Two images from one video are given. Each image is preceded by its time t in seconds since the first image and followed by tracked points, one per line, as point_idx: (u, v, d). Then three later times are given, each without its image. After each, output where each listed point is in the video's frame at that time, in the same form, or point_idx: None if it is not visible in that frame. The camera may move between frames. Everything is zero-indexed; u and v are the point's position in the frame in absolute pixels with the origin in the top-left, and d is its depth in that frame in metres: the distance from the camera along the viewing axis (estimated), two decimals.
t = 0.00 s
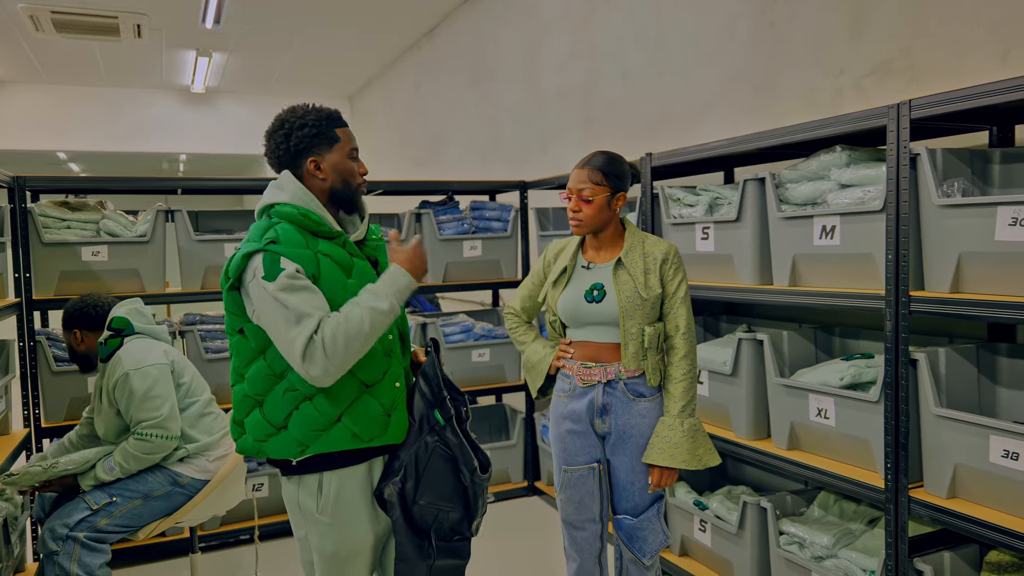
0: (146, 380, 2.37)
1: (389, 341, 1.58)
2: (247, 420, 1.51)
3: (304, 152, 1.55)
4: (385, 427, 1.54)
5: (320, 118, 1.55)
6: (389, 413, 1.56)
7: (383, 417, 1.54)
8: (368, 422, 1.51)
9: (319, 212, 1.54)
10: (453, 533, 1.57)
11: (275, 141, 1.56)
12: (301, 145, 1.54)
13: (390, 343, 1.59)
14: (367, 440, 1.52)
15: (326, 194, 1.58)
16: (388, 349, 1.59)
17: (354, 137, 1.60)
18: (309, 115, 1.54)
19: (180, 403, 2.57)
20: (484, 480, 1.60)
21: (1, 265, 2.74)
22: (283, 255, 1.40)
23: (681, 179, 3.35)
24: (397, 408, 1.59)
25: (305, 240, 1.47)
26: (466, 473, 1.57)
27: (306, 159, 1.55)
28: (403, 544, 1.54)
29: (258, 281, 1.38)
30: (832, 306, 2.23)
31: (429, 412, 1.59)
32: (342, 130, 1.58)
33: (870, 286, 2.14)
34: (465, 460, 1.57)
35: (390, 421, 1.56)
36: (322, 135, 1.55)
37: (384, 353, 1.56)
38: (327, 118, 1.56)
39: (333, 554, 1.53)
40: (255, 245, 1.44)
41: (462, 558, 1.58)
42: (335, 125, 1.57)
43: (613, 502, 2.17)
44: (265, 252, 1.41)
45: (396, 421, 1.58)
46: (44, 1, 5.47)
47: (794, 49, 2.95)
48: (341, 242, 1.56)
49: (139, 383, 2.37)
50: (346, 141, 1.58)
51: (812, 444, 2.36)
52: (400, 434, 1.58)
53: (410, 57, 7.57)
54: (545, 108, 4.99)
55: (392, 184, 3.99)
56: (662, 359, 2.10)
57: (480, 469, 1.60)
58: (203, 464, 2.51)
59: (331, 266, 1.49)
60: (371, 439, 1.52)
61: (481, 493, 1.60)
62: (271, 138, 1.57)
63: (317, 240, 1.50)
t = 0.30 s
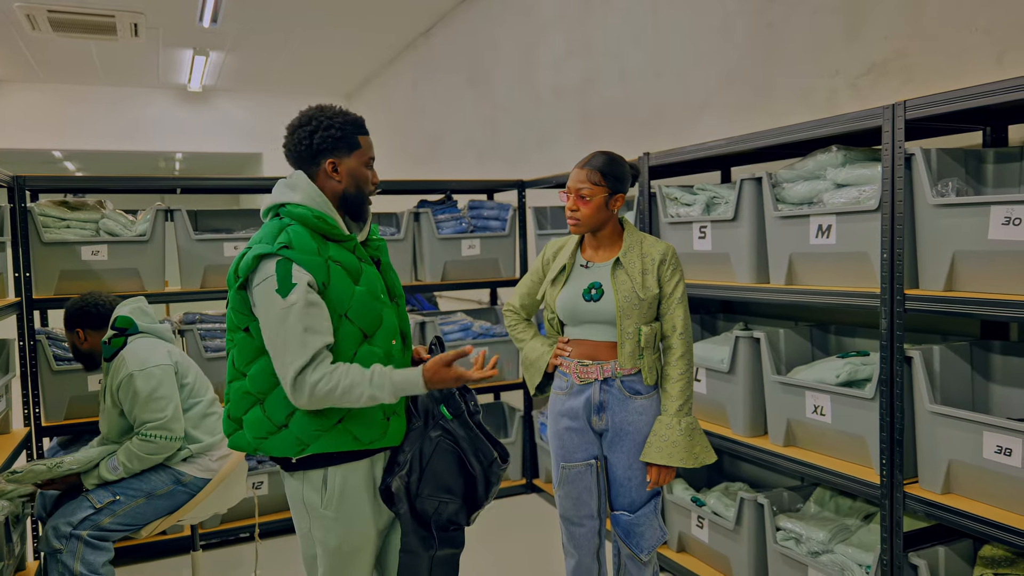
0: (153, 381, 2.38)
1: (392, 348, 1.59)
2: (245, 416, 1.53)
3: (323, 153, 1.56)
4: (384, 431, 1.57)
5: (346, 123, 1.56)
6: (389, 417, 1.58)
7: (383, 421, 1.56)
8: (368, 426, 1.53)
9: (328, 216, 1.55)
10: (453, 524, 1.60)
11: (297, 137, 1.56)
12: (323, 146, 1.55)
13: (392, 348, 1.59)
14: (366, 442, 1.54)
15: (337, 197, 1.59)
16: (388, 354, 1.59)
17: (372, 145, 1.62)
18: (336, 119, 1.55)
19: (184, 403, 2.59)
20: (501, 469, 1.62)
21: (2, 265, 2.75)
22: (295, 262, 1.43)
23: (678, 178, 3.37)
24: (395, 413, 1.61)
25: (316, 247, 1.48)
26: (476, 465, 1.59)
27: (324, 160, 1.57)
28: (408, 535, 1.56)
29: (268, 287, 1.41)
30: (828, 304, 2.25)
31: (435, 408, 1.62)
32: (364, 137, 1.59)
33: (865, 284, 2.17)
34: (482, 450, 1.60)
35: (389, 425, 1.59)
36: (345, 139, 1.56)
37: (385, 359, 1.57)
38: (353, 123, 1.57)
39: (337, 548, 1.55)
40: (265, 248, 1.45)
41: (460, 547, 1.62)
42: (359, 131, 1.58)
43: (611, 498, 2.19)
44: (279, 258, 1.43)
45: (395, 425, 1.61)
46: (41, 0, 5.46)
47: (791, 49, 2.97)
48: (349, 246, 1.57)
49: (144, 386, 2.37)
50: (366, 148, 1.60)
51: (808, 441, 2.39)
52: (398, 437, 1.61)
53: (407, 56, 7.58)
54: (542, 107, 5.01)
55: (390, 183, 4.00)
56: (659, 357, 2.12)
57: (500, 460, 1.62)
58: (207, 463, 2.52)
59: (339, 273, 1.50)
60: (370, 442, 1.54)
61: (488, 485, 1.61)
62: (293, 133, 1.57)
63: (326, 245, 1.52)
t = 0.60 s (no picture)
0: (156, 379, 2.40)
1: (386, 349, 1.60)
2: (241, 407, 1.57)
3: (329, 152, 1.57)
4: (371, 433, 1.56)
5: (353, 124, 1.56)
6: (376, 419, 1.58)
7: (371, 421, 1.56)
8: (355, 426, 1.54)
9: (329, 216, 1.56)
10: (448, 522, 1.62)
11: (304, 135, 1.57)
12: (328, 145, 1.56)
13: (385, 349, 1.60)
14: (352, 442, 1.54)
15: (341, 196, 1.61)
16: (380, 356, 1.58)
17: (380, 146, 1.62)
18: (343, 119, 1.56)
19: (187, 402, 2.60)
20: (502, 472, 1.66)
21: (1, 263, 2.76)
22: (287, 262, 1.45)
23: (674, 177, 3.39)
24: (386, 417, 1.61)
25: (311, 248, 1.50)
26: (472, 466, 1.62)
27: (329, 159, 1.58)
28: (404, 535, 1.58)
29: (259, 285, 1.44)
30: (824, 302, 2.28)
31: (432, 409, 1.64)
32: (371, 139, 1.59)
33: (859, 281, 2.19)
34: (482, 453, 1.64)
35: (378, 427, 1.58)
36: (351, 140, 1.57)
37: (376, 360, 1.57)
38: (361, 124, 1.57)
39: (331, 540, 1.56)
40: (262, 247, 1.48)
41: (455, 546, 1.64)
42: (366, 132, 1.58)
43: (608, 493, 2.21)
44: (272, 256, 1.45)
45: (385, 426, 1.60)
46: None
47: (787, 48, 3.00)
48: (346, 246, 1.57)
49: (148, 384, 2.39)
50: (373, 149, 1.60)
51: (803, 437, 2.42)
52: (385, 440, 1.60)
53: (404, 54, 7.59)
54: (540, 106, 5.03)
55: (388, 181, 4.01)
56: (655, 355, 2.15)
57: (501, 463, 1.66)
58: (208, 461, 2.54)
59: (332, 273, 1.51)
60: (355, 441, 1.54)
61: (485, 485, 1.64)
62: (300, 131, 1.58)
63: (322, 245, 1.53)
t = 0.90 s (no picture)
0: (156, 376, 2.42)
1: (378, 346, 1.61)
2: (238, 400, 1.59)
3: (320, 151, 1.59)
4: (363, 427, 1.58)
5: (342, 121, 1.58)
6: (369, 414, 1.59)
7: (363, 417, 1.58)
8: (347, 420, 1.56)
9: (322, 214, 1.58)
10: (442, 520, 1.66)
11: (296, 137, 1.60)
12: (319, 144, 1.58)
13: (379, 347, 1.61)
14: (344, 436, 1.56)
15: (335, 193, 1.63)
16: (372, 354, 1.59)
17: (371, 142, 1.64)
18: (332, 117, 1.58)
19: (187, 399, 2.62)
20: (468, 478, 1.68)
21: None
22: (279, 260, 1.47)
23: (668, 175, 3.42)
24: (377, 413, 1.62)
25: (304, 246, 1.51)
26: (453, 469, 1.65)
27: (321, 157, 1.60)
28: (396, 532, 1.60)
29: (253, 283, 1.47)
30: (816, 299, 2.30)
31: (421, 407, 1.66)
32: (362, 135, 1.61)
33: (850, 278, 2.22)
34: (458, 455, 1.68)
35: (369, 423, 1.60)
36: (342, 137, 1.58)
37: (369, 357, 1.58)
38: (350, 121, 1.59)
39: (326, 531, 1.58)
40: (256, 244, 1.50)
41: (449, 543, 1.67)
42: (357, 129, 1.60)
43: (602, 488, 2.24)
44: (266, 254, 1.47)
45: (376, 422, 1.61)
46: None
47: (780, 47, 3.02)
48: (340, 244, 1.59)
49: (148, 381, 2.41)
50: (364, 145, 1.62)
51: (795, 432, 2.45)
52: (378, 436, 1.61)
53: (400, 53, 7.60)
54: (535, 105, 5.05)
55: (384, 179, 4.03)
56: (649, 352, 2.17)
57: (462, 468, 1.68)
58: (206, 458, 2.55)
59: (325, 271, 1.53)
60: (347, 436, 1.56)
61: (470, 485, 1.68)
62: (292, 132, 1.61)
63: (316, 243, 1.55)
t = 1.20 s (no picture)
0: (154, 374, 2.43)
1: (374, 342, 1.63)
2: (237, 396, 1.62)
3: (308, 151, 1.62)
4: (360, 421, 1.60)
5: (323, 118, 1.60)
6: (366, 408, 1.61)
7: (360, 411, 1.60)
8: (343, 415, 1.57)
9: (319, 211, 1.60)
10: (440, 515, 1.67)
11: (283, 141, 1.63)
12: (305, 145, 1.61)
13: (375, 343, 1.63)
14: (341, 430, 1.58)
15: (329, 191, 1.65)
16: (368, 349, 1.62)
17: (357, 135, 1.65)
18: (313, 116, 1.60)
19: (186, 399, 2.64)
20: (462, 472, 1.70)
21: None
22: (277, 256, 1.49)
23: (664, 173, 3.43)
24: (375, 406, 1.64)
25: (300, 243, 1.54)
26: (449, 462, 1.68)
27: (310, 158, 1.62)
28: (393, 526, 1.62)
29: (250, 280, 1.48)
30: (809, 296, 2.33)
31: (415, 403, 1.67)
32: (347, 129, 1.63)
33: (843, 276, 2.25)
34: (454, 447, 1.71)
35: (366, 417, 1.62)
36: (326, 134, 1.61)
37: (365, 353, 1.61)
38: (332, 117, 1.61)
39: (323, 525, 1.60)
40: (253, 241, 1.52)
41: (447, 538, 1.68)
42: (339, 124, 1.62)
43: (597, 483, 2.26)
44: (263, 250, 1.49)
45: (373, 416, 1.63)
46: None
47: (774, 46, 3.04)
48: (336, 241, 1.61)
49: (145, 379, 2.42)
50: (350, 139, 1.63)
51: (788, 428, 2.47)
52: (373, 430, 1.63)
53: (396, 51, 7.60)
54: (531, 103, 5.06)
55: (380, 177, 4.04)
56: (643, 348, 2.19)
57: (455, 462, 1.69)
58: (203, 456, 2.57)
59: (321, 267, 1.55)
60: (345, 431, 1.58)
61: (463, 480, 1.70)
62: (279, 138, 1.64)
63: (312, 240, 1.56)
